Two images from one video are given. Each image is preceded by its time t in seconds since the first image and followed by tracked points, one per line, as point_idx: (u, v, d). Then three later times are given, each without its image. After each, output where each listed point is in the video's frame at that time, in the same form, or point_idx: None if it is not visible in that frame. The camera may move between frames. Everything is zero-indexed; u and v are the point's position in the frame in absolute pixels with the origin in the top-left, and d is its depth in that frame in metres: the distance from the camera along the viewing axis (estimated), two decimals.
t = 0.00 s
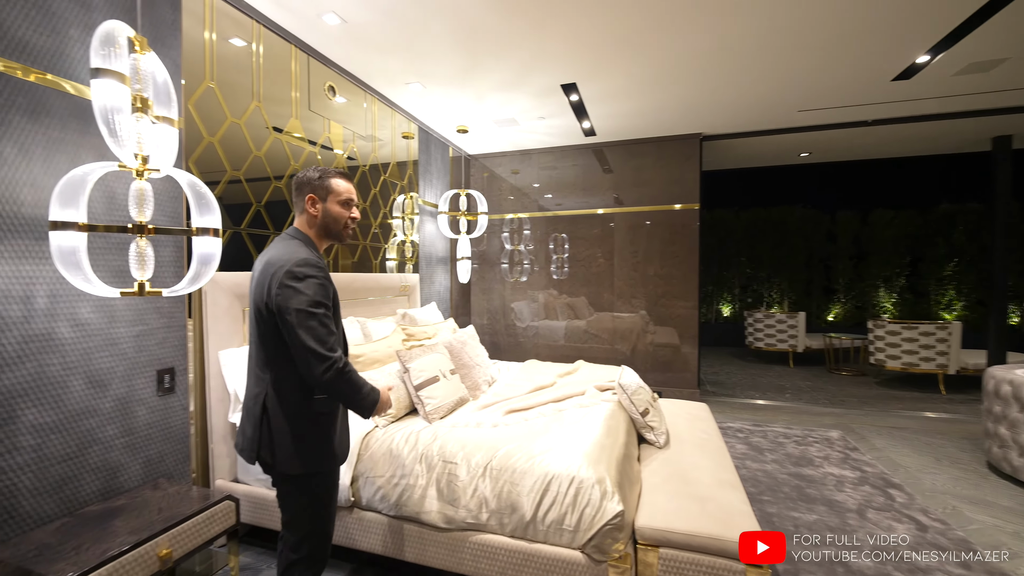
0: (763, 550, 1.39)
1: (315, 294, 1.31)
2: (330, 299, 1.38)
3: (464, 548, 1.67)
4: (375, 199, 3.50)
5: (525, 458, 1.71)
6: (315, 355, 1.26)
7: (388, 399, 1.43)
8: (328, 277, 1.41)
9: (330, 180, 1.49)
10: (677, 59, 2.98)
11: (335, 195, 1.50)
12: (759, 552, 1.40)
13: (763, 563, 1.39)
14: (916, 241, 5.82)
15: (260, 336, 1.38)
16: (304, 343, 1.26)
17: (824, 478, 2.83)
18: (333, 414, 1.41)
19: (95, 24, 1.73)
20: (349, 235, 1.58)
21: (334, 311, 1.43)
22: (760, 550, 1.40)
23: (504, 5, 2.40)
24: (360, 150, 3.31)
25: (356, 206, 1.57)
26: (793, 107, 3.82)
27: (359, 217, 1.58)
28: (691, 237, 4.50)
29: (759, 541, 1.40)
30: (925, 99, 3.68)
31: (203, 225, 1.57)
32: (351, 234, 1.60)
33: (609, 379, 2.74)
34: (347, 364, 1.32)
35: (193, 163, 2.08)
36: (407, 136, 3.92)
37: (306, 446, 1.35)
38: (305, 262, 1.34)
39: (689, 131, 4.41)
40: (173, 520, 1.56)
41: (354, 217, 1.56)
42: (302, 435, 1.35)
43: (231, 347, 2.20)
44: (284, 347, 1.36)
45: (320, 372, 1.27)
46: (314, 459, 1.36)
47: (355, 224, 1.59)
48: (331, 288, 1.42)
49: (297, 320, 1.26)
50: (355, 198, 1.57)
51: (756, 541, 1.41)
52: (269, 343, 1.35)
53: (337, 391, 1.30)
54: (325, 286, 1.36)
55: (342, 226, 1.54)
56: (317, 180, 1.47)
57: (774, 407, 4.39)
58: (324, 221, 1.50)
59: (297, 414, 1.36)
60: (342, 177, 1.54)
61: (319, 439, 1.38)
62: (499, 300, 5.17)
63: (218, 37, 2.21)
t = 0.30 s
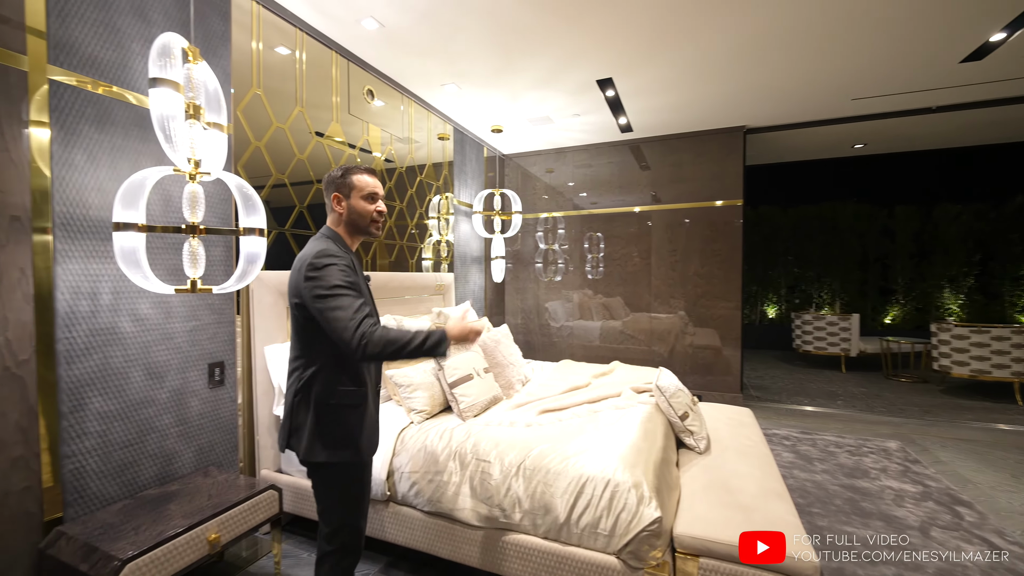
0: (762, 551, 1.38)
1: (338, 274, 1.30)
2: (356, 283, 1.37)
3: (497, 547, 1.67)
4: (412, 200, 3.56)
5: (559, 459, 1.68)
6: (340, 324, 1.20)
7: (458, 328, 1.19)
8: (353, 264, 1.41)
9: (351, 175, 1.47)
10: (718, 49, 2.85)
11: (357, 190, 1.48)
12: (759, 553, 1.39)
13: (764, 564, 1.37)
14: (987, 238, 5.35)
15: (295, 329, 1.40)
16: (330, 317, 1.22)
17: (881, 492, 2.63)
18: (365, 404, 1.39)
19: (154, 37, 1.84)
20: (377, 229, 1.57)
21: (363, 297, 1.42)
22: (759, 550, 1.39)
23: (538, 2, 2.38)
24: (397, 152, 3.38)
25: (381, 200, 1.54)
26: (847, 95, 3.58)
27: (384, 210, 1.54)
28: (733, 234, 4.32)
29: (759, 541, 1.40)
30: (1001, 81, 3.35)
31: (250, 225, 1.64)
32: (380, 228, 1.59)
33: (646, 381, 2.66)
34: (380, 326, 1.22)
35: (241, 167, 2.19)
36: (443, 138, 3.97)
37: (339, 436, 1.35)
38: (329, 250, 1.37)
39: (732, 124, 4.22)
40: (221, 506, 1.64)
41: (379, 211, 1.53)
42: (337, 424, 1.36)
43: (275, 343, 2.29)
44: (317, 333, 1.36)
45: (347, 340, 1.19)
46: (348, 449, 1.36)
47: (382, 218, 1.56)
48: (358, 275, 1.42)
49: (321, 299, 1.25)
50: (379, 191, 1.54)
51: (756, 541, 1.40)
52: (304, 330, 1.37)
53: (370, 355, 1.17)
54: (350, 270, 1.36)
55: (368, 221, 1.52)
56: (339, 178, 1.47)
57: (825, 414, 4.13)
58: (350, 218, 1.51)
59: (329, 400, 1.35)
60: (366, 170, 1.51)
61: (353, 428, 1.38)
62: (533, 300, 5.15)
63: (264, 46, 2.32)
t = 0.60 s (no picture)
0: (762, 550, 1.38)
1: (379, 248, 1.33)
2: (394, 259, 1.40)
3: (528, 548, 1.65)
4: (444, 201, 3.60)
5: (592, 461, 1.65)
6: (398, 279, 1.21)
7: (522, 219, 1.16)
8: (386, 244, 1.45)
9: (376, 174, 1.48)
10: (759, 39, 2.73)
11: (382, 188, 1.48)
12: (759, 553, 1.38)
13: (764, 564, 1.36)
14: None
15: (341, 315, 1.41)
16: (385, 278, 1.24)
17: (940, 507, 2.45)
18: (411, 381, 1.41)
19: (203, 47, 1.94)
20: (405, 226, 1.56)
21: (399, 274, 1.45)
22: (759, 550, 1.38)
23: None
24: (430, 153, 3.43)
25: (406, 197, 1.53)
26: (903, 83, 3.35)
27: (410, 206, 1.54)
28: (775, 232, 4.13)
29: (759, 541, 1.40)
30: None
31: (290, 225, 1.70)
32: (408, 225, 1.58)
33: (681, 383, 2.58)
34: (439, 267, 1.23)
35: (283, 169, 2.28)
36: (475, 138, 4.00)
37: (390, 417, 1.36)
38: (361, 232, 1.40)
39: (774, 117, 4.04)
40: (263, 496, 1.71)
41: (404, 208, 1.53)
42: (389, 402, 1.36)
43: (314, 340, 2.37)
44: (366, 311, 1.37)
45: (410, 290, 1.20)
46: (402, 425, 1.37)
47: (409, 215, 1.55)
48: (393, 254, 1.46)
49: (374, 268, 1.27)
50: (404, 188, 1.53)
51: (757, 541, 1.39)
52: (353, 310, 1.37)
53: (436, 291, 1.16)
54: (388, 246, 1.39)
55: (394, 219, 1.52)
56: (365, 177, 1.49)
57: (876, 422, 3.89)
58: (377, 216, 1.51)
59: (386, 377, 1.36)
60: (390, 168, 1.51)
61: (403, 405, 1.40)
62: (565, 299, 5.11)
63: (304, 53, 2.40)
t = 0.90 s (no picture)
0: (763, 550, 1.34)
1: (397, 278, 1.30)
2: (419, 285, 1.36)
3: (557, 551, 1.63)
4: (472, 201, 3.63)
5: (622, 464, 1.62)
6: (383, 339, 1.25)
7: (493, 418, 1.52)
8: (418, 263, 1.40)
9: (415, 174, 1.53)
10: (800, 28, 2.61)
11: (421, 187, 1.53)
12: (759, 553, 1.34)
13: (764, 565, 1.33)
14: None
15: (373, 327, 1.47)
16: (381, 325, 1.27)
17: (1001, 524, 2.27)
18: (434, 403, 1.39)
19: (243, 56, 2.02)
20: (444, 223, 1.60)
21: (427, 297, 1.41)
22: (760, 549, 1.34)
23: None
24: (459, 154, 3.45)
25: (444, 194, 1.58)
26: (959, 69, 3.13)
27: (449, 203, 1.58)
28: (815, 229, 3.95)
29: (760, 542, 1.35)
30: None
31: (324, 226, 1.75)
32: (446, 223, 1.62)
33: (715, 386, 2.50)
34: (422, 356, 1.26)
35: (317, 172, 2.35)
36: (503, 138, 4.00)
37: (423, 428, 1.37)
38: (394, 248, 1.36)
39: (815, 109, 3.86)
40: (298, 488, 1.77)
41: (444, 206, 1.57)
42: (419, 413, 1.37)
43: (346, 338, 2.43)
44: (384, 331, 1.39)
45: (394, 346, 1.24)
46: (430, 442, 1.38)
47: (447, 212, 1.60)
48: (423, 274, 1.40)
49: (377, 298, 1.28)
50: (441, 186, 1.58)
51: (757, 541, 1.35)
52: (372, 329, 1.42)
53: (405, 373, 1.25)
54: (413, 272, 1.35)
55: (434, 216, 1.56)
56: (407, 176, 1.52)
57: (927, 431, 3.65)
58: (417, 215, 1.54)
59: (401, 399, 1.37)
60: (427, 168, 1.56)
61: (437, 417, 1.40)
62: (593, 299, 5.05)
63: (337, 58, 2.46)
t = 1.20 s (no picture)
0: (763, 551, 1.29)
1: (401, 286, 1.29)
2: (426, 293, 1.33)
3: (580, 556, 1.61)
4: (496, 202, 3.64)
5: (647, 471, 1.59)
6: (376, 347, 1.26)
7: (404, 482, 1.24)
8: (428, 271, 1.37)
9: (440, 178, 1.53)
10: (836, 20, 2.50)
11: (447, 192, 1.53)
12: (758, 553, 1.29)
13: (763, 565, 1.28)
14: None
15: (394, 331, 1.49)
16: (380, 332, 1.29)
17: None
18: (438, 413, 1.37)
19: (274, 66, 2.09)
20: (469, 228, 1.59)
21: (437, 306, 1.38)
22: (759, 549, 1.29)
23: None
24: (483, 155, 3.47)
25: (470, 198, 1.57)
26: (1014, 57, 2.92)
27: (474, 208, 1.58)
28: (853, 228, 3.78)
29: (760, 541, 1.30)
30: None
31: (351, 231, 1.79)
32: (472, 228, 1.61)
33: (744, 392, 2.42)
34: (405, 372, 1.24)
35: (344, 177, 2.40)
36: (526, 139, 4.00)
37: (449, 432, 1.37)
38: (405, 255, 1.36)
39: (853, 103, 3.69)
40: (325, 486, 1.81)
41: (469, 210, 1.57)
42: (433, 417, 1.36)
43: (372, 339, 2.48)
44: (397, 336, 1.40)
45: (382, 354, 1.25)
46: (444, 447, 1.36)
47: (473, 217, 1.59)
48: (433, 282, 1.38)
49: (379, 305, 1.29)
50: (467, 190, 1.58)
51: (757, 541, 1.30)
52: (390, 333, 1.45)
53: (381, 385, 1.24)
54: (419, 279, 1.33)
55: (458, 221, 1.56)
56: (431, 182, 1.54)
57: (976, 442, 3.44)
58: (442, 221, 1.55)
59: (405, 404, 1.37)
60: (453, 172, 1.56)
61: (452, 425, 1.38)
62: (618, 300, 4.99)
63: (364, 64, 2.51)
